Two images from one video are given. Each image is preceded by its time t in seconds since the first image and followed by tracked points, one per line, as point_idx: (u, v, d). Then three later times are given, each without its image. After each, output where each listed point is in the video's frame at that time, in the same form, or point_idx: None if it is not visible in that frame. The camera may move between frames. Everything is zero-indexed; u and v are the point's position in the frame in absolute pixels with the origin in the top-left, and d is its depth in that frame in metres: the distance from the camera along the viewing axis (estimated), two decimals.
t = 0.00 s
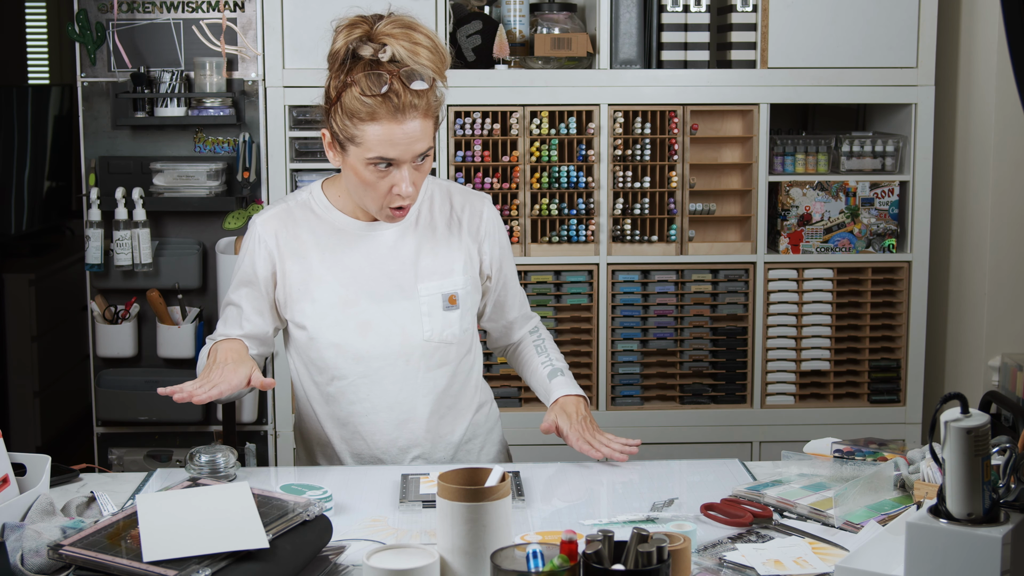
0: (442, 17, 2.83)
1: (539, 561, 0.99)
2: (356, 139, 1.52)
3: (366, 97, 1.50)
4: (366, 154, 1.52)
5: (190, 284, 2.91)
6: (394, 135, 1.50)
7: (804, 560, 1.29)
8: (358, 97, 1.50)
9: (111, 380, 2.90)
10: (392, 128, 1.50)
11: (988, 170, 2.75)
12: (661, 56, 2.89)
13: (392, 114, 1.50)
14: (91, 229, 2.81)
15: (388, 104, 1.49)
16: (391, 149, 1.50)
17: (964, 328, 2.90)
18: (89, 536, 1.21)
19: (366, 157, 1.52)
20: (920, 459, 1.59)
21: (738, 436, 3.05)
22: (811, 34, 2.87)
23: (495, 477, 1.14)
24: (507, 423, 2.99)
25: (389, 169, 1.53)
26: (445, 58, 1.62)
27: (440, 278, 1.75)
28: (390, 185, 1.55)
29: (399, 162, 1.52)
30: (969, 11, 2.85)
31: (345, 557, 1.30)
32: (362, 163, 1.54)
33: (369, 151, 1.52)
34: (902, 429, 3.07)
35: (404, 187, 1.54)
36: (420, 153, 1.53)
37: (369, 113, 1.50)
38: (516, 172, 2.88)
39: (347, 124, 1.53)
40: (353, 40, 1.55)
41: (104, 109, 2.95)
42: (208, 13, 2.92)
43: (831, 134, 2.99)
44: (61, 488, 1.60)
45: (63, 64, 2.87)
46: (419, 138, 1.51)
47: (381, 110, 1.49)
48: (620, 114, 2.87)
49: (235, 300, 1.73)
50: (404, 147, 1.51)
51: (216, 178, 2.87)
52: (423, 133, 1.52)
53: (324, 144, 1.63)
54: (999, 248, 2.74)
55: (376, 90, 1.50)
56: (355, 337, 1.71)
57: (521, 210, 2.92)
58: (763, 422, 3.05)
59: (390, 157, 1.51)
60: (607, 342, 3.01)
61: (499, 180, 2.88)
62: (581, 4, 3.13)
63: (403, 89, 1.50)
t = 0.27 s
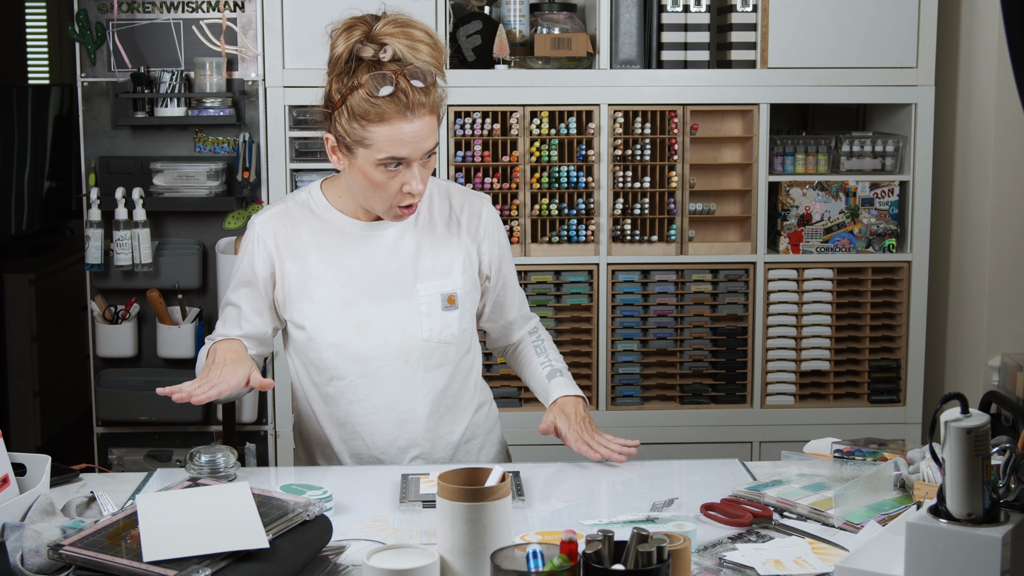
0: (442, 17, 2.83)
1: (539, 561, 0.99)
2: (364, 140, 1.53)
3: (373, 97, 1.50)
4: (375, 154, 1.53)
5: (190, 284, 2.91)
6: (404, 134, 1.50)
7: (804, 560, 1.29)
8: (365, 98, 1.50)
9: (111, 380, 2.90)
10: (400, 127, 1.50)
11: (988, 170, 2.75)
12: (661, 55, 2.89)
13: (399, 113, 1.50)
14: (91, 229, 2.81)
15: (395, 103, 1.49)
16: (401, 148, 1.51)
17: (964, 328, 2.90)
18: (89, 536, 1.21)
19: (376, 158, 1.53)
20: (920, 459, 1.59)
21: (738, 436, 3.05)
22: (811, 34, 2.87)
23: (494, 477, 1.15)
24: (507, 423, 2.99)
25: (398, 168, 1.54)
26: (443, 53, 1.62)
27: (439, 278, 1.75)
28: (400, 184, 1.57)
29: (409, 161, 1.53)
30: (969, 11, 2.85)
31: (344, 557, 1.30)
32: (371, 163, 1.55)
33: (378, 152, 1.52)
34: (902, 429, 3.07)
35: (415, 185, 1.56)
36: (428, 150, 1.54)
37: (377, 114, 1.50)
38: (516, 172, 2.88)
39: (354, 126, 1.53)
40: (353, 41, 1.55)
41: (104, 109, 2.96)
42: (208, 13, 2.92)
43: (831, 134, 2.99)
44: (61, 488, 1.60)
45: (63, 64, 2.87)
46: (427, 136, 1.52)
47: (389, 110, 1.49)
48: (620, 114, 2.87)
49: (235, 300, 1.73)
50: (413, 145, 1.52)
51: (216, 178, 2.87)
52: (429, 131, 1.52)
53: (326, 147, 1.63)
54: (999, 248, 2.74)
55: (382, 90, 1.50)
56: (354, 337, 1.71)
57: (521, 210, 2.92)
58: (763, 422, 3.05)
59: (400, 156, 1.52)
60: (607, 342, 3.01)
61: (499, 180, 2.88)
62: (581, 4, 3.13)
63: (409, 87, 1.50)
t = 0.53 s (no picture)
0: (442, 16, 2.83)
1: (539, 561, 0.99)
2: (364, 140, 1.53)
3: (373, 98, 1.50)
4: (375, 154, 1.53)
5: (190, 284, 2.91)
6: (403, 134, 1.51)
7: (804, 560, 1.29)
8: (364, 98, 1.51)
9: (111, 380, 2.90)
10: (400, 127, 1.50)
11: (988, 170, 2.75)
12: (662, 55, 2.89)
13: (399, 113, 1.50)
14: (91, 229, 2.81)
15: (394, 103, 1.50)
16: (401, 148, 1.51)
17: (964, 328, 2.90)
18: (89, 536, 1.21)
19: (376, 158, 1.53)
20: (920, 459, 1.59)
21: (738, 436, 3.05)
22: (811, 34, 2.87)
23: (495, 477, 1.14)
24: (507, 424, 2.98)
25: (397, 168, 1.55)
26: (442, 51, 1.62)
27: (439, 278, 1.76)
28: (400, 184, 1.57)
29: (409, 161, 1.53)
30: (969, 11, 2.85)
31: (345, 557, 1.30)
32: (371, 163, 1.55)
33: (378, 152, 1.52)
34: (902, 429, 3.07)
35: (415, 184, 1.56)
36: (428, 150, 1.54)
37: (376, 114, 1.50)
38: (516, 172, 2.88)
39: (354, 126, 1.53)
40: (352, 41, 1.55)
41: (104, 109, 2.93)
42: (208, 13, 2.92)
43: (831, 134, 2.99)
44: (62, 488, 1.60)
45: (63, 64, 2.88)
46: (426, 136, 1.53)
47: (389, 110, 1.50)
48: (620, 114, 2.87)
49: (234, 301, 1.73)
50: (413, 144, 1.52)
51: (216, 178, 2.87)
52: (428, 130, 1.53)
53: (325, 147, 1.63)
54: (999, 248, 2.74)
55: (381, 90, 1.50)
56: (354, 337, 1.71)
57: (521, 210, 2.92)
58: (763, 422, 3.04)
59: (399, 156, 1.52)
60: (607, 342, 3.01)
61: (499, 180, 2.88)
62: (581, 4, 3.13)
63: (408, 87, 1.50)
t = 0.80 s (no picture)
0: (442, 16, 2.83)
1: (539, 561, 0.99)
2: (363, 140, 1.53)
3: (372, 98, 1.50)
4: (374, 154, 1.53)
5: (190, 284, 2.91)
6: (403, 134, 1.51)
7: (804, 560, 1.29)
8: (363, 98, 1.51)
9: (111, 380, 2.90)
10: (399, 127, 1.51)
11: (988, 170, 2.75)
12: (662, 55, 2.89)
13: (399, 113, 1.50)
14: (91, 229, 2.81)
15: (393, 103, 1.50)
16: (400, 148, 1.51)
17: (965, 328, 2.90)
18: (89, 536, 1.21)
19: (375, 157, 1.53)
20: (920, 459, 1.59)
21: (738, 436, 3.05)
22: (811, 34, 2.87)
23: (495, 477, 1.14)
24: (507, 424, 2.99)
25: (397, 168, 1.55)
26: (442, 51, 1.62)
27: (438, 278, 1.76)
28: (399, 183, 1.57)
29: (409, 160, 1.53)
30: (969, 11, 2.85)
31: (344, 557, 1.30)
32: (370, 163, 1.55)
33: (377, 152, 1.53)
34: (902, 429, 3.07)
35: (414, 184, 1.56)
36: (427, 150, 1.54)
37: (376, 114, 1.50)
38: (516, 172, 2.88)
39: (353, 125, 1.53)
40: (351, 41, 1.54)
41: (104, 110, 2.94)
42: (208, 13, 2.92)
43: (831, 134, 2.99)
44: (62, 488, 1.60)
45: (63, 64, 2.87)
46: (425, 136, 1.53)
47: (388, 109, 1.50)
48: (620, 114, 2.87)
49: (234, 301, 1.73)
50: (412, 144, 1.52)
51: (216, 178, 2.87)
52: (427, 130, 1.52)
53: (324, 147, 1.63)
54: (999, 248, 2.74)
55: (380, 90, 1.50)
56: (353, 337, 1.71)
57: (521, 210, 2.92)
58: (763, 422, 3.04)
59: (398, 156, 1.52)
60: (607, 342, 3.01)
61: (499, 180, 2.88)
62: (581, 4, 3.13)
63: (407, 86, 1.50)
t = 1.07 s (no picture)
0: (442, 16, 2.83)
1: (539, 561, 0.99)
2: (362, 139, 1.53)
3: (372, 97, 1.50)
4: (374, 153, 1.53)
5: (190, 284, 2.91)
6: (402, 133, 1.51)
7: (804, 560, 1.29)
8: (363, 97, 1.51)
9: (111, 380, 2.90)
10: (398, 126, 1.51)
11: (988, 170, 2.75)
12: (662, 55, 2.89)
13: (398, 113, 1.50)
14: (91, 229, 2.81)
15: (393, 103, 1.50)
16: (399, 147, 1.51)
17: (964, 328, 2.90)
18: (89, 536, 1.21)
19: (374, 157, 1.53)
20: (920, 459, 1.59)
21: (738, 435, 3.05)
22: (812, 34, 2.87)
23: (495, 477, 1.14)
24: (506, 423, 2.99)
25: (396, 167, 1.55)
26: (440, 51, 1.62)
27: (438, 278, 1.76)
28: (399, 183, 1.56)
29: (408, 160, 1.53)
30: (969, 11, 2.85)
31: (345, 557, 1.30)
32: (370, 163, 1.55)
33: (376, 151, 1.52)
34: (902, 429, 3.07)
35: (414, 183, 1.56)
36: (427, 149, 1.54)
37: (375, 113, 1.50)
38: (517, 172, 2.88)
39: (352, 124, 1.53)
40: (350, 40, 1.54)
41: (104, 110, 2.94)
42: (208, 13, 2.91)
43: (831, 134, 2.99)
44: (61, 488, 1.60)
45: (63, 64, 2.87)
46: (425, 135, 1.53)
47: (387, 109, 1.50)
48: (620, 114, 2.87)
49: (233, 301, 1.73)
50: (411, 144, 1.52)
51: (216, 178, 2.87)
52: (427, 130, 1.53)
53: (323, 148, 1.63)
54: (999, 248, 2.74)
55: (380, 89, 1.50)
56: (353, 336, 1.71)
57: (521, 210, 2.92)
58: (763, 422, 3.04)
59: (398, 156, 1.52)
60: (607, 342, 3.01)
61: (499, 180, 2.88)
62: (581, 4, 3.13)
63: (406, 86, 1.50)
